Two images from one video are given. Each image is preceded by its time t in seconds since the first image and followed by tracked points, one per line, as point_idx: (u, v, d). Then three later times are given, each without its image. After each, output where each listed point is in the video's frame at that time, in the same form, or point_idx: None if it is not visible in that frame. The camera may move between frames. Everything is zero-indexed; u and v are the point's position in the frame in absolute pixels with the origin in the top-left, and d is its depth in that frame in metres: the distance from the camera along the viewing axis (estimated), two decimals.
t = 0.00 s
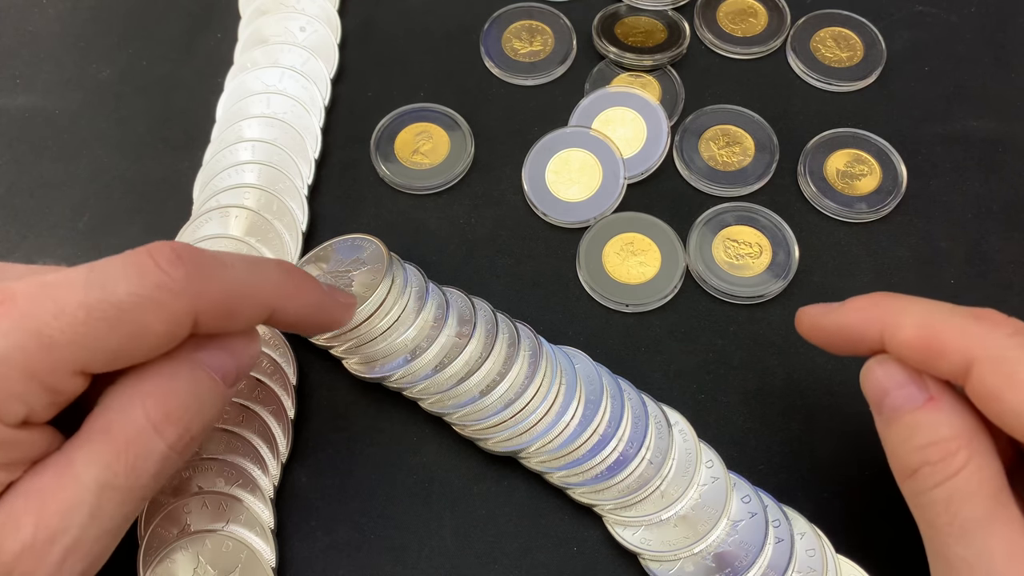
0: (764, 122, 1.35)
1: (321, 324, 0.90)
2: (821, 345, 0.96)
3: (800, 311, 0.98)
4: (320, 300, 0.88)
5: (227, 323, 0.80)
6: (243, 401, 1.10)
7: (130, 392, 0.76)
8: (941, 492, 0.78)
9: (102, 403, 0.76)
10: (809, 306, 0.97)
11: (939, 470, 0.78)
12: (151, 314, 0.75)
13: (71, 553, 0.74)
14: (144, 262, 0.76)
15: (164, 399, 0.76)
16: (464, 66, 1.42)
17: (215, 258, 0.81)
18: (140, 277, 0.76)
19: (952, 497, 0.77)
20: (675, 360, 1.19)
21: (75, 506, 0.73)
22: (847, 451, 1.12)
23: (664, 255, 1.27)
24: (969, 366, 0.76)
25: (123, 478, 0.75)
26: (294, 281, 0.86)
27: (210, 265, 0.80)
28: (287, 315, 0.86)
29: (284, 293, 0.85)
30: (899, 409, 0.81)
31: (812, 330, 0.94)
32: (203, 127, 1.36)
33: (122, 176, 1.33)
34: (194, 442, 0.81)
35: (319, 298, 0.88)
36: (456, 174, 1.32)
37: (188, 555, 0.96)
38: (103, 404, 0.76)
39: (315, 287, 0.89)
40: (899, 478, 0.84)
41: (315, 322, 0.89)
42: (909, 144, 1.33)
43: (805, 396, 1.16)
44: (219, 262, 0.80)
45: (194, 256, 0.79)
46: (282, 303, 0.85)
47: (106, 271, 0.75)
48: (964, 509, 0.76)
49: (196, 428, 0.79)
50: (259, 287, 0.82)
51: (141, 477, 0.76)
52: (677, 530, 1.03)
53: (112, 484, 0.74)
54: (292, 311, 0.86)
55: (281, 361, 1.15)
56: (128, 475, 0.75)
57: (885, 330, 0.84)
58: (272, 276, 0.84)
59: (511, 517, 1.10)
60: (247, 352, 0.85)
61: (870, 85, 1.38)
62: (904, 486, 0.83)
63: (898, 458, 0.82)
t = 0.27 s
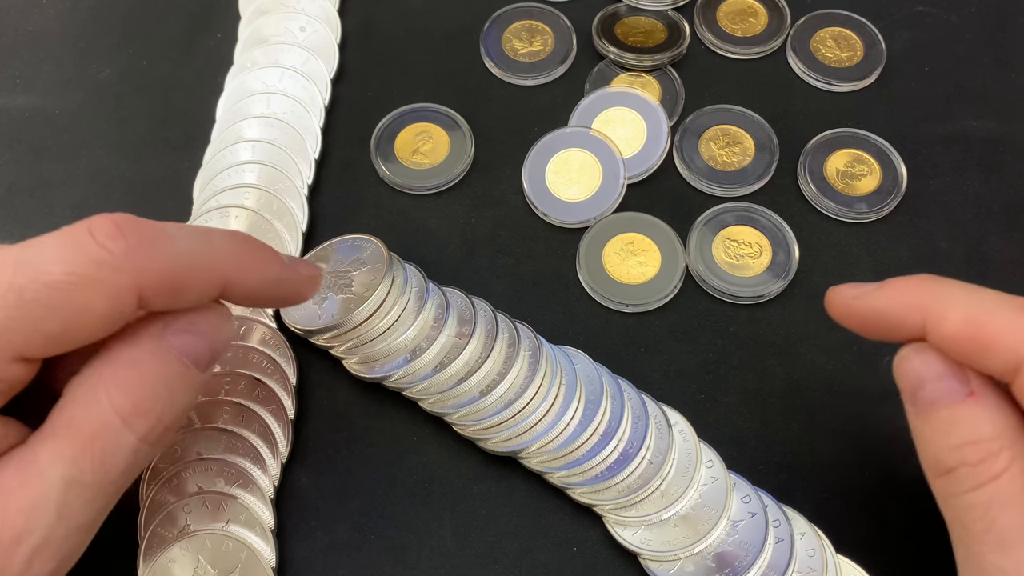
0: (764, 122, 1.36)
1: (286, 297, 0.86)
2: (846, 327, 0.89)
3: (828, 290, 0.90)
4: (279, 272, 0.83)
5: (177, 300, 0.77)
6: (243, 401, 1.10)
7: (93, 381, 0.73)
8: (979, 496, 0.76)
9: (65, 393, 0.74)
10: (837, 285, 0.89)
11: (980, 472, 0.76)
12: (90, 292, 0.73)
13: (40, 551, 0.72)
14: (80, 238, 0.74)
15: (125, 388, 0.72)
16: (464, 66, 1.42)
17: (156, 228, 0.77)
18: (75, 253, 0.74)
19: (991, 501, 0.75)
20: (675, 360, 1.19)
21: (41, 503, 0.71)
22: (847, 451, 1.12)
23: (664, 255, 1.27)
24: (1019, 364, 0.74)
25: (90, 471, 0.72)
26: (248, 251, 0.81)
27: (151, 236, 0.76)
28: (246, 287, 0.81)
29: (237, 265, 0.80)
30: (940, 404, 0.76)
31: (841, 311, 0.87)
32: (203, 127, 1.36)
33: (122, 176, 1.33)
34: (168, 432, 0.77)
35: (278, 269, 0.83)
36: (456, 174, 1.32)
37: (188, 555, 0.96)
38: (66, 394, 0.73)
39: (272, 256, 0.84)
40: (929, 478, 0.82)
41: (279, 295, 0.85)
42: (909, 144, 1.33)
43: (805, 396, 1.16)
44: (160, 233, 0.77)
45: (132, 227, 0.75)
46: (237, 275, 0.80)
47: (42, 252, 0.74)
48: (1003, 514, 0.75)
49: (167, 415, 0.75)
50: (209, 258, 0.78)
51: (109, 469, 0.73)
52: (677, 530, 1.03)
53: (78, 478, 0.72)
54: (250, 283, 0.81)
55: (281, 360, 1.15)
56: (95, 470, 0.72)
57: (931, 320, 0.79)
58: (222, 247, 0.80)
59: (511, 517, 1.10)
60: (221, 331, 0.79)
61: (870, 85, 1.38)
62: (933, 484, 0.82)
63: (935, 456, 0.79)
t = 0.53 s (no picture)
0: (764, 122, 1.35)
1: (212, 257, 0.78)
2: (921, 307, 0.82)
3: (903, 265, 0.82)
4: (194, 229, 0.76)
5: (83, 267, 0.72)
6: (243, 401, 1.09)
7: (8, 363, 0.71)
8: None
9: None
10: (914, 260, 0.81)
11: None
12: None
13: None
14: None
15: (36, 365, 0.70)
16: (464, 66, 1.42)
17: (55, 189, 0.72)
18: None
19: None
20: (675, 360, 1.19)
21: None
22: (847, 451, 1.12)
23: (664, 255, 1.27)
24: None
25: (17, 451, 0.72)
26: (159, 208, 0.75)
27: (46, 199, 0.71)
28: (159, 249, 0.75)
29: (145, 224, 0.73)
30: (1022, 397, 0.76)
31: (922, 292, 0.80)
32: (202, 127, 1.36)
33: (121, 176, 1.33)
34: (99, 408, 0.75)
35: (195, 225, 0.76)
36: (456, 174, 1.32)
37: (188, 555, 0.95)
38: None
39: (188, 211, 0.76)
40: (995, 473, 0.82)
41: (204, 256, 0.78)
42: (909, 144, 1.33)
43: (805, 396, 1.16)
44: (56, 195, 0.72)
45: (24, 190, 0.71)
46: (146, 235, 0.73)
47: None
48: None
49: (90, 395, 0.73)
50: (109, 220, 0.72)
51: (37, 451, 0.73)
52: (677, 530, 1.03)
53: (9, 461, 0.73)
54: (166, 245, 0.74)
55: (281, 360, 1.15)
56: (19, 453, 0.73)
57: None
58: (128, 205, 0.73)
59: (511, 517, 1.10)
60: (149, 298, 0.74)
61: (870, 85, 1.38)
62: (1000, 480, 0.81)
63: (1011, 453, 0.78)
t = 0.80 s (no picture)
0: (764, 122, 1.35)
1: (200, 252, 0.79)
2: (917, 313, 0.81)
3: (901, 272, 0.80)
4: (179, 227, 0.76)
5: (66, 264, 0.73)
6: (243, 401, 1.09)
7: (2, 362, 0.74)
8: None
9: None
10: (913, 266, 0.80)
11: None
12: None
13: None
14: None
15: (24, 362, 0.73)
16: (464, 66, 1.42)
17: (36, 186, 0.73)
18: None
19: None
20: (675, 360, 1.19)
21: None
22: (847, 451, 1.12)
23: (665, 255, 1.27)
24: None
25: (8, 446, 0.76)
26: (147, 204, 0.75)
27: (28, 197, 0.72)
28: (144, 248, 0.76)
29: (128, 222, 0.74)
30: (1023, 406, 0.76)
31: (921, 300, 0.78)
32: (202, 127, 1.36)
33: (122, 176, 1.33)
34: (82, 402, 0.78)
35: (182, 221, 0.76)
36: (456, 174, 1.32)
37: (188, 555, 0.95)
38: None
39: (174, 207, 0.77)
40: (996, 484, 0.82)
41: (191, 252, 0.78)
42: (909, 144, 1.33)
43: (805, 396, 1.16)
44: (38, 194, 0.73)
45: (6, 187, 0.72)
46: (134, 232, 0.74)
47: None
48: None
49: (76, 393, 0.76)
50: (93, 220, 0.72)
51: (25, 446, 0.77)
52: (678, 530, 1.03)
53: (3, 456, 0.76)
54: (153, 241, 0.75)
55: (281, 360, 1.15)
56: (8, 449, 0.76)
57: None
58: (114, 202, 0.74)
59: (511, 517, 1.10)
60: (137, 296, 0.76)
61: (870, 85, 1.38)
62: (1001, 490, 0.81)
63: (1013, 463, 0.78)
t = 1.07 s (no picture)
0: (764, 122, 1.35)
1: (306, 325, 0.91)
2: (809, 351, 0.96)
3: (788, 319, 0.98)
4: (324, 305, 0.92)
5: (233, 331, 0.83)
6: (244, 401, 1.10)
7: (146, 402, 0.79)
8: (931, 493, 0.79)
9: (116, 412, 0.79)
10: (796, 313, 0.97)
11: (926, 471, 0.79)
12: (164, 322, 0.78)
13: (88, 551, 0.75)
14: (155, 269, 0.79)
15: (180, 404, 0.80)
16: (464, 67, 1.42)
17: (219, 267, 0.84)
18: (152, 286, 0.78)
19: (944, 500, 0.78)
20: (675, 360, 1.19)
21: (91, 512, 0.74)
22: (848, 452, 1.12)
23: (664, 255, 1.27)
24: (953, 368, 0.78)
25: (139, 483, 0.77)
26: (295, 285, 0.89)
27: (215, 274, 0.83)
28: (296, 322, 0.90)
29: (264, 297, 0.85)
30: (890, 411, 0.82)
31: (803, 337, 0.95)
32: (203, 128, 1.36)
33: (122, 176, 1.33)
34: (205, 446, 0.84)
35: (326, 302, 0.92)
36: (457, 174, 1.32)
37: (188, 555, 0.96)
38: (116, 413, 0.78)
39: (313, 290, 0.91)
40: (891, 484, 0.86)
41: (287, 318, 0.88)
42: (909, 144, 1.33)
43: (805, 396, 1.16)
44: (226, 271, 0.84)
45: (201, 267, 0.82)
46: (286, 310, 0.88)
47: (122, 284, 0.78)
48: (953, 508, 0.77)
49: (206, 432, 0.83)
50: (265, 296, 0.85)
51: (156, 476, 0.79)
52: (677, 530, 1.03)
53: (129, 488, 0.76)
54: (300, 317, 0.89)
55: (281, 361, 1.16)
56: (143, 474, 0.77)
57: (874, 334, 0.85)
58: (273, 283, 0.86)
59: (511, 517, 1.10)
60: (261, 358, 0.89)
61: (870, 85, 1.38)
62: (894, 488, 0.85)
63: (889, 459, 0.83)
